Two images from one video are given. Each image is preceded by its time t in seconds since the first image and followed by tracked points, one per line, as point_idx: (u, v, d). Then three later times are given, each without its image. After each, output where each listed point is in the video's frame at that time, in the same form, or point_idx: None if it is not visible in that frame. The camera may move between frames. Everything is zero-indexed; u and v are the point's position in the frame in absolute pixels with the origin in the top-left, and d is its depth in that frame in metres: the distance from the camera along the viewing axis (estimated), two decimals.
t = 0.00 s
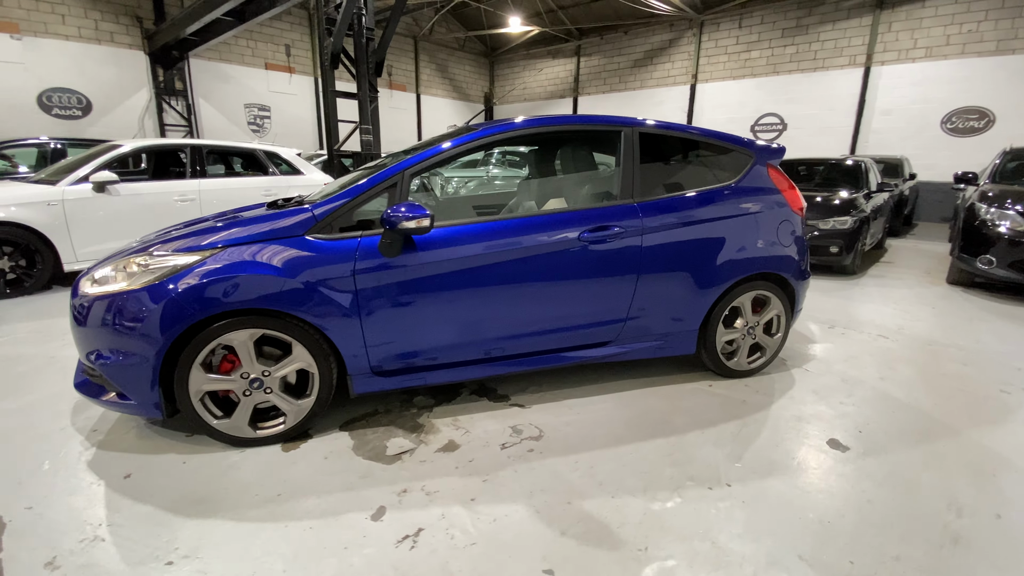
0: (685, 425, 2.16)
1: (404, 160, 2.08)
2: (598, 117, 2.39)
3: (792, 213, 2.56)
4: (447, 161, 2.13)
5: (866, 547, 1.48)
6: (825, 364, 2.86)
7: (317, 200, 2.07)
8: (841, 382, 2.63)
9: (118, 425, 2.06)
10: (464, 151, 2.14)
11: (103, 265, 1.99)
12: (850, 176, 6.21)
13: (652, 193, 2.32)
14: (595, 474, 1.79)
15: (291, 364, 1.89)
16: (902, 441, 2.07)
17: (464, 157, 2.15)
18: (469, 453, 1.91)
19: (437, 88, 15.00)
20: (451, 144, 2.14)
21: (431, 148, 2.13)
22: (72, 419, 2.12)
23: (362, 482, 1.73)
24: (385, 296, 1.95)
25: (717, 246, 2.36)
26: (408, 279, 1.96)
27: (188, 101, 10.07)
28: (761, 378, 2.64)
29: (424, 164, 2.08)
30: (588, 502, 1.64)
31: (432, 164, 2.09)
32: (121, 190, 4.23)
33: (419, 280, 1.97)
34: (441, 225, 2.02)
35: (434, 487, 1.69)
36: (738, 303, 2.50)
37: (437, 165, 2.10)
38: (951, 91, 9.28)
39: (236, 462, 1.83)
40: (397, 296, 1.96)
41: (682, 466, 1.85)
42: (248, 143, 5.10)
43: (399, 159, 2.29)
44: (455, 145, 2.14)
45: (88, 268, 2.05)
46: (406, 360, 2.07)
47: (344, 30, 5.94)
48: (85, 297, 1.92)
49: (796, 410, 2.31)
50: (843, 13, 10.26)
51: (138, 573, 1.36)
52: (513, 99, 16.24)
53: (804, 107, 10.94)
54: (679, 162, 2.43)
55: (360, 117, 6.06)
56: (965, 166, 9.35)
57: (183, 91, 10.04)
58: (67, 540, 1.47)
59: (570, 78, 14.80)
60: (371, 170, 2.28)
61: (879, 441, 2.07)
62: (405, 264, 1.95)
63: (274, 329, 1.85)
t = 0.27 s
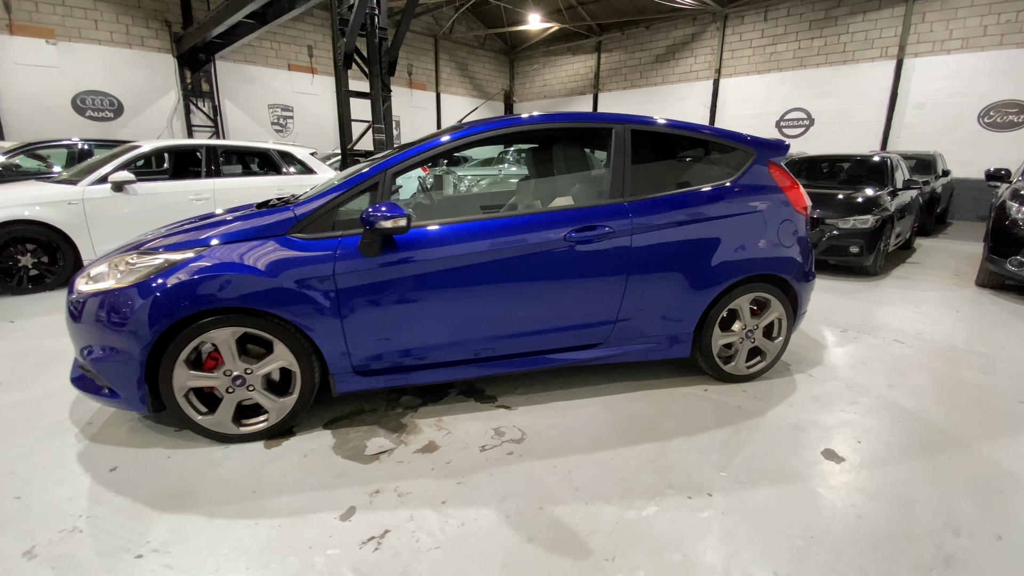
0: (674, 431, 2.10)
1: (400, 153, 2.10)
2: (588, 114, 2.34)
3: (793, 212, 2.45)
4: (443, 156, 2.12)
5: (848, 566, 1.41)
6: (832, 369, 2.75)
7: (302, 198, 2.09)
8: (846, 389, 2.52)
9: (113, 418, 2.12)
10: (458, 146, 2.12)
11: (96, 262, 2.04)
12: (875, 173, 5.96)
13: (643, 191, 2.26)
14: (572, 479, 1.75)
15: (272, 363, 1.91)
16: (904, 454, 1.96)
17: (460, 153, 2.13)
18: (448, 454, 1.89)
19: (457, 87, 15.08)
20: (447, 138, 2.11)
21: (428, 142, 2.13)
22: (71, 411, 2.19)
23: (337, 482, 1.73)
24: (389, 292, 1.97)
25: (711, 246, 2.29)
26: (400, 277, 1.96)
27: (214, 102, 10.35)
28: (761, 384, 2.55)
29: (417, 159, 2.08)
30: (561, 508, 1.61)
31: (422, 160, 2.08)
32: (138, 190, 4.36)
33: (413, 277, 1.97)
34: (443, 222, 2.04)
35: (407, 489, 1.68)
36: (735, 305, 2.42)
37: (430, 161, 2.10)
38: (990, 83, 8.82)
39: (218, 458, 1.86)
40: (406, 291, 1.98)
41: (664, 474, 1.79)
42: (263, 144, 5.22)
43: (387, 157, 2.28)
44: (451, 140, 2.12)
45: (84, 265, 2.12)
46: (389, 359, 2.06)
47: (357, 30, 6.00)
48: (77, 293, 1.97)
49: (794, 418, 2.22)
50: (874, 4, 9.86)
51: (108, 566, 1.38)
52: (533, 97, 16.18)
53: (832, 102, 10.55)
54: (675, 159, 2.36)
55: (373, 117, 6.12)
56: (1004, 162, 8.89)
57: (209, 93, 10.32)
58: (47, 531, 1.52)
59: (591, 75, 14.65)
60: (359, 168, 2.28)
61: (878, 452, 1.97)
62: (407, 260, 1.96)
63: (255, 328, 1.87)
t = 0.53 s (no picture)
0: (657, 438, 2.05)
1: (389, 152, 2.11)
2: (576, 116, 2.31)
3: (787, 214, 2.38)
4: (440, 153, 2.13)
5: None
6: (831, 377, 2.66)
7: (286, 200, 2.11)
8: (843, 398, 2.43)
9: (102, 414, 2.17)
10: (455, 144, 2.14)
11: (87, 262, 2.09)
12: (891, 174, 5.79)
13: (630, 194, 2.22)
14: (545, 486, 1.73)
15: (252, 363, 1.92)
16: (897, 468, 1.88)
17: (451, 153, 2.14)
18: (424, 458, 1.88)
19: (471, 89, 15.17)
20: (444, 136, 2.13)
21: (425, 138, 2.14)
22: (65, 407, 2.24)
23: (310, 483, 1.73)
24: (416, 287, 2.01)
25: (701, 249, 2.24)
26: (419, 272, 1.99)
27: (233, 106, 10.59)
28: (754, 391, 2.48)
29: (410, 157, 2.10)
30: (530, 515, 1.58)
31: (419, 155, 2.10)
32: (148, 191, 4.47)
33: (434, 273, 2.00)
34: (447, 221, 2.05)
35: (377, 492, 1.68)
36: (726, 310, 2.36)
37: (414, 162, 2.10)
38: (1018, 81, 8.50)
39: (197, 457, 1.88)
40: (429, 287, 2.02)
41: (640, 482, 1.75)
42: (272, 146, 5.29)
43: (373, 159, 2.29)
44: (449, 137, 2.13)
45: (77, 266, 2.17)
46: (374, 360, 2.07)
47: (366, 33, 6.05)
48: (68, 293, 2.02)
49: (784, 427, 2.15)
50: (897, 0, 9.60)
51: (76, 562, 1.41)
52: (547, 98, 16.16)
53: (852, 101, 10.26)
54: (667, 161, 2.30)
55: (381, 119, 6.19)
56: None
57: (228, 96, 10.55)
58: (24, 525, 1.55)
59: (605, 76, 14.57)
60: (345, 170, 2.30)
61: (869, 465, 1.90)
62: (424, 257, 1.99)
63: (236, 328, 1.89)
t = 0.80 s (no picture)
0: (639, 442, 2.01)
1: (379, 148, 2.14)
2: (561, 116, 2.29)
3: (781, 214, 2.31)
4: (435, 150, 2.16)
5: None
6: (830, 384, 2.57)
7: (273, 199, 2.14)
8: (840, 405, 2.35)
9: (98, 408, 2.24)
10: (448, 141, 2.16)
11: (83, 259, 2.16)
12: (912, 174, 5.59)
13: (615, 194, 2.19)
14: (516, 487, 1.71)
15: (235, 360, 1.96)
16: (887, 479, 1.81)
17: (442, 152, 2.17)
18: (400, 457, 1.89)
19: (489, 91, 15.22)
20: (437, 134, 2.15)
21: (421, 134, 2.17)
22: (65, 399, 2.32)
23: (285, 479, 1.76)
24: (436, 284, 2.07)
25: (690, 249, 2.20)
26: (414, 269, 2.02)
27: (254, 110, 10.85)
28: (746, 397, 2.42)
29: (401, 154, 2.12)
30: (496, 516, 1.57)
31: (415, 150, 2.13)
32: (163, 193, 4.60)
33: (444, 268, 2.05)
34: (454, 218, 2.08)
35: (349, 489, 1.69)
36: (716, 313, 2.31)
37: (400, 159, 2.12)
38: None
39: (180, 451, 1.93)
40: (448, 285, 2.07)
41: (614, 486, 1.72)
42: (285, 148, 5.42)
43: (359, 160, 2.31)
44: (443, 134, 2.16)
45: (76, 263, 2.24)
46: (360, 359, 2.09)
47: (377, 37, 6.14)
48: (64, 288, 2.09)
49: (773, 434, 2.09)
50: None
51: (52, 550, 1.46)
52: (565, 100, 16.12)
53: (878, 99, 9.93)
54: (656, 161, 2.27)
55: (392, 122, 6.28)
56: None
57: (250, 101, 10.83)
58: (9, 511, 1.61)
59: (623, 76, 14.45)
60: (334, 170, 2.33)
61: (857, 475, 1.82)
62: (437, 253, 2.03)
63: (219, 325, 1.93)
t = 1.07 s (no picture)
0: (614, 447, 1.99)
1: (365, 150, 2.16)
2: (543, 118, 2.29)
3: (767, 217, 2.27)
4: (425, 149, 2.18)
5: None
6: (822, 392, 2.51)
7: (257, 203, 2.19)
8: (829, 414, 2.29)
9: (91, 402, 2.31)
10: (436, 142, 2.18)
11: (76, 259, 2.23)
12: (930, 176, 5.41)
13: (596, 197, 2.18)
14: (482, 490, 1.71)
15: (216, 358, 2.00)
16: (868, 491, 1.75)
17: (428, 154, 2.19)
18: (373, 457, 1.91)
19: (503, 93, 15.27)
20: (420, 137, 2.17)
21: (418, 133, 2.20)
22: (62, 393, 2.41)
23: (258, 476, 1.79)
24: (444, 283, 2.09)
25: (672, 252, 2.18)
26: (398, 270, 2.04)
27: (272, 113, 11.08)
28: (732, 403, 2.37)
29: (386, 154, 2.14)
30: (458, 519, 1.57)
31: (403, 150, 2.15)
32: (172, 195, 4.74)
33: (449, 269, 2.07)
34: (455, 219, 2.10)
35: (317, 488, 1.71)
36: (700, 318, 2.27)
37: (383, 160, 2.14)
38: None
39: (162, 447, 1.98)
40: (455, 284, 2.09)
41: (581, 491, 1.71)
42: (293, 152, 5.45)
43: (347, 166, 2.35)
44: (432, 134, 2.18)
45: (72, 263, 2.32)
46: (343, 359, 2.12)
47: (385, 40, 6.21)
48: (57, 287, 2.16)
49: (754, 442, 2.04)
50: None
51: (28, 539, 1.51)
52: (580, 101, 16.07)
53: (899, 99, 9.65)
54: (641, 163, 2.25)
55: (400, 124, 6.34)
56: None
57: (268, 105, 11.08)
58: None
59: (638, 77, 14.34)
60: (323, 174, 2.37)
61: (836, 485, 1.77)
62: (433, 254, 2.05)
63: (201, 325, 1.98)
